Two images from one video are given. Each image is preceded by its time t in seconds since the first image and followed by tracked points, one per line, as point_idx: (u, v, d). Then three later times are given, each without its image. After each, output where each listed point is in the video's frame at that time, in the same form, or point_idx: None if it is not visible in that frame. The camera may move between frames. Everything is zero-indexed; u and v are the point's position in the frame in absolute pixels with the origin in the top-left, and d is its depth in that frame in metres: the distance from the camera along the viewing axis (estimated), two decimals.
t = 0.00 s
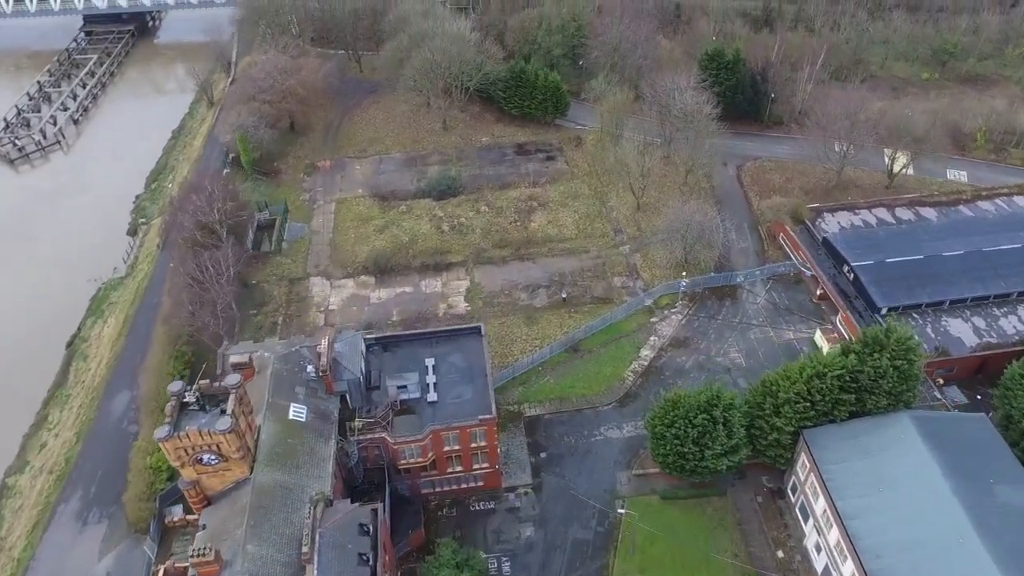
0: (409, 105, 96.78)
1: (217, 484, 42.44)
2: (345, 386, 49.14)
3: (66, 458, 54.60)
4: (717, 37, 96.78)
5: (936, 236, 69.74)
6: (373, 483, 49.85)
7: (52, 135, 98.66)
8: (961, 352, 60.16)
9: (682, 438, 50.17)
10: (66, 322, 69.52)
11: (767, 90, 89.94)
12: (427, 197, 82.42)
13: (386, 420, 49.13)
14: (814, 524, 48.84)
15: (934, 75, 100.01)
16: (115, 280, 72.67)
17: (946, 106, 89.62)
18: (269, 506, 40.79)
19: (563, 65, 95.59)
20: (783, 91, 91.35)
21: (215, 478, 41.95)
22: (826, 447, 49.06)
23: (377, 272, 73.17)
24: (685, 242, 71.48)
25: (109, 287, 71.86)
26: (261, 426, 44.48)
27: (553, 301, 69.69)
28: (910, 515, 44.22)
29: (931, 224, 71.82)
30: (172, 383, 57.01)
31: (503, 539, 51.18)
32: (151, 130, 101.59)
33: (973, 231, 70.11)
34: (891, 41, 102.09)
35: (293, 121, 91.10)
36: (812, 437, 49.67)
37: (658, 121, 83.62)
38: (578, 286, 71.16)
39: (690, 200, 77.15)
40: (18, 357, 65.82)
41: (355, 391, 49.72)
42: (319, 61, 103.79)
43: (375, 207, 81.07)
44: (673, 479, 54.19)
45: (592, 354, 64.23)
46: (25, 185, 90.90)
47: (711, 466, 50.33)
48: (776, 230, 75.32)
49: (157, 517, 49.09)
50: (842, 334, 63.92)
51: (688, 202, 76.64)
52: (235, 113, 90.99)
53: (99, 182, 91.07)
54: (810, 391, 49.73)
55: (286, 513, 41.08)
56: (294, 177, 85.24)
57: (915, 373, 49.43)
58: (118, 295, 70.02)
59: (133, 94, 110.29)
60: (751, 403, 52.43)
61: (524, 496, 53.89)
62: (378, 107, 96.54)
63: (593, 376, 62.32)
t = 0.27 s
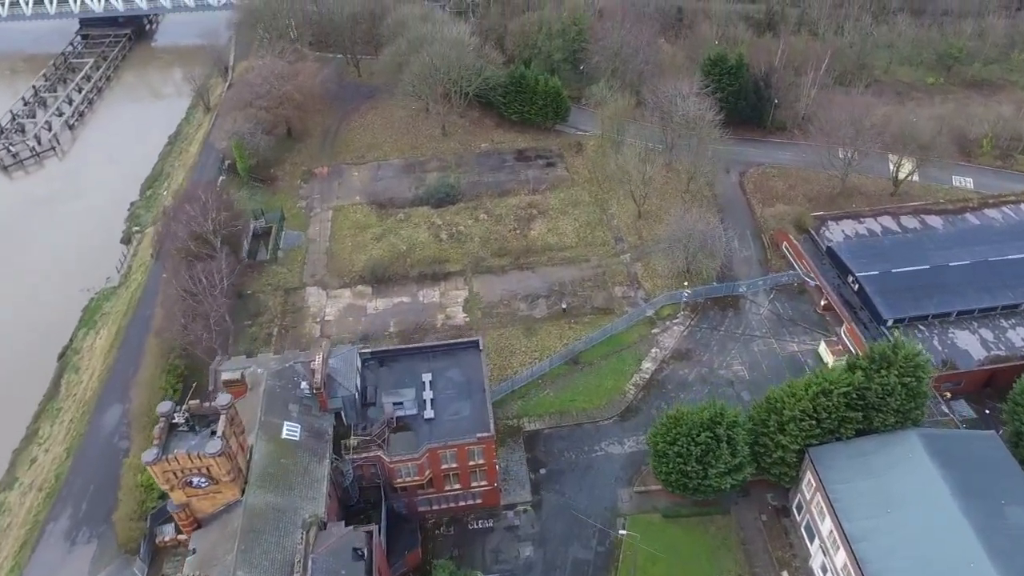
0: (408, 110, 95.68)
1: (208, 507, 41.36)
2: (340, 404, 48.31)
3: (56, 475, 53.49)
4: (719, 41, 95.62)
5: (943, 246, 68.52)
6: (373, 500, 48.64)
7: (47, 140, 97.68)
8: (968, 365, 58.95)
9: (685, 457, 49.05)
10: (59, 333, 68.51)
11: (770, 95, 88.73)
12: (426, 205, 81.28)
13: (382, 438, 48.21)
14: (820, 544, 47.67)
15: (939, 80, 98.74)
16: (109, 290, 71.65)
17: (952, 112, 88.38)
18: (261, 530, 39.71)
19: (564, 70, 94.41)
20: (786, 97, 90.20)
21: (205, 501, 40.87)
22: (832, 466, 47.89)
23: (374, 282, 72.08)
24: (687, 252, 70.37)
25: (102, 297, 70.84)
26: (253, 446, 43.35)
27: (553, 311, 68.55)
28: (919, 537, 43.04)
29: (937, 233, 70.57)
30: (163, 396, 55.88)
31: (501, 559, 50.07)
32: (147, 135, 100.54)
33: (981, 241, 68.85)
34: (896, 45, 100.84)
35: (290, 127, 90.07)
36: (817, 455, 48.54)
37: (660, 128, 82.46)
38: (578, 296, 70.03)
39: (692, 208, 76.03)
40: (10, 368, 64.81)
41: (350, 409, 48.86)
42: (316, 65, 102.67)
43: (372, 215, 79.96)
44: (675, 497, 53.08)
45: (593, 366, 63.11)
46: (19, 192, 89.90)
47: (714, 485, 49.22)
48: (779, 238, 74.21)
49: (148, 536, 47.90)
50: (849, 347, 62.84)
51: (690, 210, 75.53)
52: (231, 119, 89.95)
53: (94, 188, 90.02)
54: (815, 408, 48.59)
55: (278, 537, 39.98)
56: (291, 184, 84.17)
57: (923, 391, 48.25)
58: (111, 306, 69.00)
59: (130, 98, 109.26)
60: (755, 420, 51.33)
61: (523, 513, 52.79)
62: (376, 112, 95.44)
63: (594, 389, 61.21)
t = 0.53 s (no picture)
0: (405, 116, 94.36)
1: (194, 534, 40.01)
2: (332, 425, 46.96)
3: (41, 497, 52.17)
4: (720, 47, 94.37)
5: (949, 257, 67.25)
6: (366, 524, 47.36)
7: (38, 147, 96.27)
8: (976, 381, 57.57)
9: (686, 478, 47.79)
10: (47, 347, 67.15)
11: (772, 101, 87.43)
12: (422, 214, 79.96)
13: (374, 460, 46.82)
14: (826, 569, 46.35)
15: (943, 85, 97.47)
16: (99, 302, 70.31)
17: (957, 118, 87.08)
18: (248, 560, 38.40)
19: (563, 75, 93.06)
20: (788, 103, 88.91)
21: (191, 529, 39.50)
22: (838, 489, 46.59)
23: (370, 293, 70.76)
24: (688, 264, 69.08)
25: (92, 309, 69.49)
26: (241, 471, 41.91)
27: (552, 324, 67.23)
28: (929, 564, 41.68)
29: (943, 244, 69.31)
30: (152, 413, 55.38)
31: None
32: (139, 142, 99.13)
33: (987, 252, 67.58)
34: (899, 50, 99.56)
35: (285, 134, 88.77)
36: (822, 477, 47.29)
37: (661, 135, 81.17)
38: (577, 309, 68.71)
39: (693, 218, 74.77)
40: None
41: (343, 430, 47.48)
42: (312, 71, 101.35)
43: (368, 224, 78.64)
44: (677, 518, 51.78)
45: (592, 382, 61.81)
46: (9, 201, 88.52)
47: (716, 508, 47.95)
48: (782, 249, 72.94)
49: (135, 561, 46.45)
50: (853, 361, 61.25)
51: (691, 219, 74.27)
52: (225, 125, 88.62)
53: (85, 196, 88.58)
54: (820, 429, 47.30)
55: (266, 566, 38.68)
56: (286, 192, 82.85)
57: (931, 412, 46.93)
58: (100, 319, 67.65)
59: (123, 103, 107.85)
60: (758, 440, 50.04)
61: (521, 535, 51.48)
62: (373, 118, 94.11)
63: (593, 405, 59.91)
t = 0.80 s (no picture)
0: (403, 121, 93.28)
1: (182, 560, 38.79)
2: (326, 444, 45.62)
3: (29, 515, 51.14)
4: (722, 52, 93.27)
5: (955, 268, 66.04)
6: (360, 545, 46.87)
7: (32, 154, 95.27)
8: (984, 396, 56.31)
9: (688, 499, 46.65)
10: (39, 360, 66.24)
11: (774, 107, 86.28)
12: (420, 222, 78.84)
13: (370, 480, 45.78)
14: None
15: (947, 90, 96.26)
16: (91, 313, 69.31)
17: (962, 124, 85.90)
18: None
19: (563, 80, 91.89)
20: (791, 109, 87.78)
21: (179, 555, 38.30)
22: (845, 510, 45.38)
23: (366, 304, 69.66)
24: (689, 275, 67.96)
25: (84, 321, 68.47)
26: (231, 493, 40.97)
27: (551, 336, 66.09)
28: None
29: (949, 253, 68.10)
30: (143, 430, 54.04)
31: None
32: (135, 147, 98.07)
33: (994, 262, 66.40)
34: (903, 55, 98.38)
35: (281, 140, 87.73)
36: (828, 498, 46.15)
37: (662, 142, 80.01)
38: (577, 320, 67.58)
39: (694, 227, 73.65)
40: None
41: (337, 449, 46.26)
42: (309, 75, 100.30)
43: (365, 232, 77.55)
44: (678, 537, 50.64)
45: (592, 395, 60.66)
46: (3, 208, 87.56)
47: (719, 529, 46.83)
48: (785, 258, 71.80)
49: None
50: (858, 374, 60.10)
51: (692, 228, 73.16)
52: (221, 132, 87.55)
53: (79, 203, 87.59)
54: (826, 449, 46.15)
55: None
56: (282, 200, 81.79)
57: (940, 431, 45.61)
58: (92, 330, 66.64)
59: (118, 108, 106.79)
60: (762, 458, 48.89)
61: (519, 555, 50.34)
62: (370, 124, 93.00)
63: (593, 420, 58.76)
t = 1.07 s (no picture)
0: (401, 128, 92.00)
1: None
2: (317, 467, 44.26)
3: (10, 539, 49.91)
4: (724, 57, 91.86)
5: (963, 280, 64.64)
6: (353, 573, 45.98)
7: (25, 161, 94.09)
8: (992, 415, 54.87)
9: (689, 523, 45.28)
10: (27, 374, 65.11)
11: (777, 113, 84.88)
12: (417, 231, 77.54)
13: (361, 505, 44.61)
14: None
15: (953, 95, 94.72)
16: (82, 326, 68.14)
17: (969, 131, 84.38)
18: None
19: (563, 85, 90.50)
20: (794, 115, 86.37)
21: None
22: (850, 537, 43.97)
23: (362, 316, 68.42)
24: (691, 287, 66.67)
25: (74, 334, 67.30)
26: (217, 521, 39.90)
27: (550, 350, 64.79)
28: None
29: (956, 265, 66.72)
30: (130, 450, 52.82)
31: None
32: (128, 153, 96.80)
33: (1002, 275, 65.02)
34: (908, 60, 96.89)
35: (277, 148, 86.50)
36: (833, 523, 44.81)
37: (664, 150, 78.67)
38: (576, 333, 66.27)
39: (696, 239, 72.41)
40: None
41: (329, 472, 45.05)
42: (306, 81, 99.04)
43: (361, 242, 76.29)
44: (679, 561, 49.36)
45: (592, 412, 59.39)
46: None
47: (721, 554, 45.50)
48: (788, 269, 70.46)
49: None
50: (863, 390, 58.84)
51: (694, 239, 71.90)
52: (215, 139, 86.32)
53: (71, 211, 86.38)
54: (831, 473, 44.79)
55: None
56: (277, 208, 80.56)
57: (949, 455, 44.42)
58: (82, 344, 65.46)
59: (113, 113, 105.56)
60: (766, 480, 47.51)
61: None
62: (367, 130, 91.74)
63: (592, 437, 57.49)
